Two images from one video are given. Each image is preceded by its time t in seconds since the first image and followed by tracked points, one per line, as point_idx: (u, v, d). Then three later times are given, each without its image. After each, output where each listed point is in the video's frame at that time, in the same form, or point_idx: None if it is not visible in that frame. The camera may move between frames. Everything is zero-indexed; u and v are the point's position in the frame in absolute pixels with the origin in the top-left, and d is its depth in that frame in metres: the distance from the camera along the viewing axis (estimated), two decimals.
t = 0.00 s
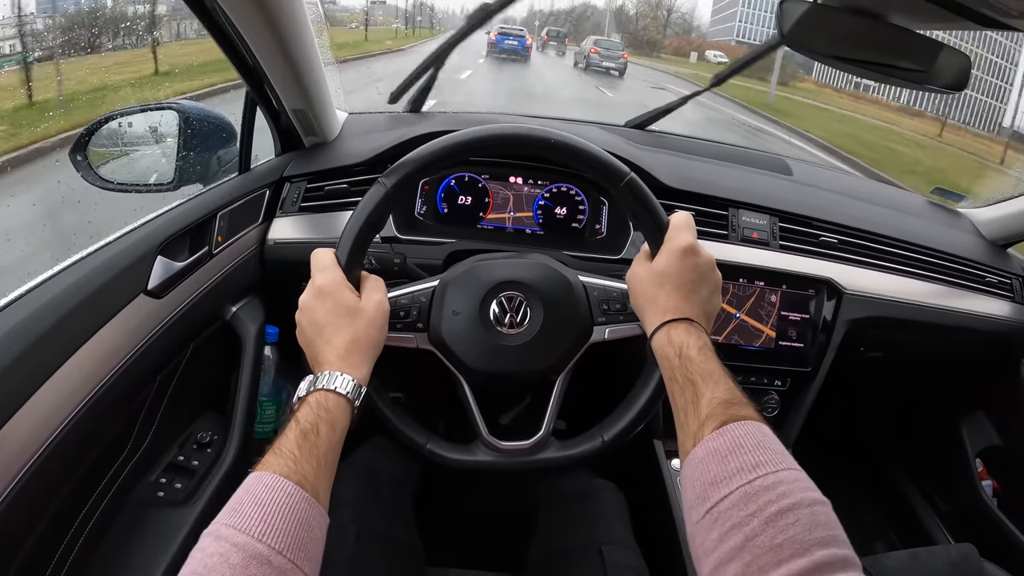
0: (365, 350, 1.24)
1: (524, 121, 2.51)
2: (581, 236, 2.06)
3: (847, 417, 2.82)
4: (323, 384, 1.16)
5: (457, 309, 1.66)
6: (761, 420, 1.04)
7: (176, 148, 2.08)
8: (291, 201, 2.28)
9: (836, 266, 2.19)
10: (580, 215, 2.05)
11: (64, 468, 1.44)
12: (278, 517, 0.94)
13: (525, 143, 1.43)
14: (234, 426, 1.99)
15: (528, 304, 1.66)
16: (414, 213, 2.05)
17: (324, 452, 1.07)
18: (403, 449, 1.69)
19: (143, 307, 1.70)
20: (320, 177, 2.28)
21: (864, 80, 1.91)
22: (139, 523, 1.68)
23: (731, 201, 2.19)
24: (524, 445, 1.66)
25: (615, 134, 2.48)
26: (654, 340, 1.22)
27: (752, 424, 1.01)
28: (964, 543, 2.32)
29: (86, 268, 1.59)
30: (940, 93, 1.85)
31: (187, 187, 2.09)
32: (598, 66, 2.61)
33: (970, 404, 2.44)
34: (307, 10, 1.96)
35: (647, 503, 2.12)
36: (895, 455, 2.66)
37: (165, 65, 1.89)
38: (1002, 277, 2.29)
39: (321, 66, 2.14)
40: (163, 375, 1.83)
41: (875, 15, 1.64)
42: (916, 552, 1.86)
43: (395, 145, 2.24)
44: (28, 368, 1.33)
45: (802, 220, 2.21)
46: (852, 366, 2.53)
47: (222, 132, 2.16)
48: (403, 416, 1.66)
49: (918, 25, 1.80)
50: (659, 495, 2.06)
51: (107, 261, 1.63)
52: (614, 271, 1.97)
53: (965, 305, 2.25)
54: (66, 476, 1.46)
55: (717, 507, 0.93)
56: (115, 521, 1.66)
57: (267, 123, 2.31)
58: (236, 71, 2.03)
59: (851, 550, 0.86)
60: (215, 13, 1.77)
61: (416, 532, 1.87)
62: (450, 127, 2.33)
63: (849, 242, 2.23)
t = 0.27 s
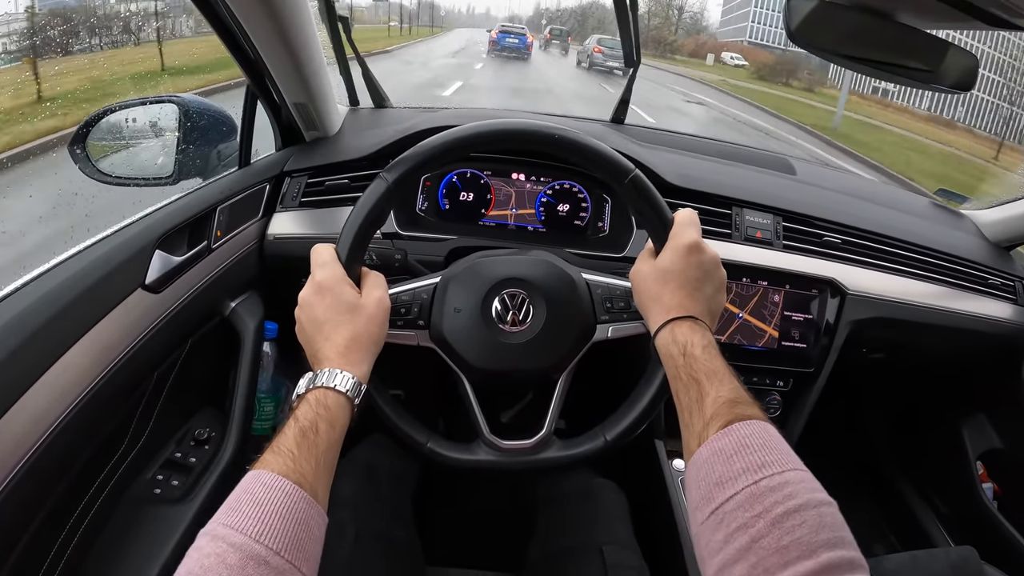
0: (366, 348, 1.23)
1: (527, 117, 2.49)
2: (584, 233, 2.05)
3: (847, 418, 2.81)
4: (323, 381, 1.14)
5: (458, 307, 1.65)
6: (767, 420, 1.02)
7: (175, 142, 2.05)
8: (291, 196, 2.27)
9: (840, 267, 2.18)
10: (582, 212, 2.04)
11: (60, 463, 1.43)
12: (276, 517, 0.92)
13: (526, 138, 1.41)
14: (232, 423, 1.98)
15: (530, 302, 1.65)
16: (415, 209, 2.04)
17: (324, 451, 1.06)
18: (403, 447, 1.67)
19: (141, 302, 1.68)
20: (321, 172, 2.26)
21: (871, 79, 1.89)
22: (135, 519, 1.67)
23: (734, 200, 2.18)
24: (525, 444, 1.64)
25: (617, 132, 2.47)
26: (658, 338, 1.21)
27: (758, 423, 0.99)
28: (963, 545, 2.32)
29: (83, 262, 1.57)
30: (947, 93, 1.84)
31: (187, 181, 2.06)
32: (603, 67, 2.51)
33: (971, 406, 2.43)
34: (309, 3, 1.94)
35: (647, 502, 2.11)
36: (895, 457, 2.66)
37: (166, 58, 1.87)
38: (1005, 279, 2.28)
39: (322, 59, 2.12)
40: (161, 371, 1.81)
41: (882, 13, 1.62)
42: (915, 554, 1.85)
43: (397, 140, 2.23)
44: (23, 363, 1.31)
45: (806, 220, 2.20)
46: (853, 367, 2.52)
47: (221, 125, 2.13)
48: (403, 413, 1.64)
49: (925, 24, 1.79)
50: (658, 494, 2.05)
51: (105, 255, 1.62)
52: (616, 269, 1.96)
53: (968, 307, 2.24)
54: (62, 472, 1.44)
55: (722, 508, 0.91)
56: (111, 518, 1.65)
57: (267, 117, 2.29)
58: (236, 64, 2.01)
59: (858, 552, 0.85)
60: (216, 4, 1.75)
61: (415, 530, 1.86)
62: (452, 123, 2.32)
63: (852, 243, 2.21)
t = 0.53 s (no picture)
0: (364, 348, 1.22)
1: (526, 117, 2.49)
2: (584, 234, 2.05)
3: (847, 419, 2.81)
4: (321, 382, 1.14)
5: (457, 307, 1.64)
6: (768, 420, 1.02)
7: (174, 141, 2.05)
8: (290, 195, 2.26)
9: (840, 268, 2.18)
10: (582, 213, 2.03)
11: (56, 464, 1.42)
12: (273, 518, 0.91)
13: (525, 138, 1.41)
14: (229, 423, 1.97)
15: (529, 302, 1.64)
16: (414, 209, 2.03)
17: (321, 452, 1.05)
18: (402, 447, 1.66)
19: (139, 301, 1.68)
20: (320, 172, 2.26)
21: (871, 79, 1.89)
22: (132, 520, 1.66)
23: (734, 200, 2.17)
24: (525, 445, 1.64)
25: (617, 132, 2.46)
26: (658, 338, 1.20)
27: (759, 423, 0.99)
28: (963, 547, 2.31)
29: (80, 261, 1.56)
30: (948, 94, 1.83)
31: (185, 180, 2.06)
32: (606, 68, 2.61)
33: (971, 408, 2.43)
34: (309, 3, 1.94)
35: (646, 503, 2.10)
36: (895, 458, 2.65)
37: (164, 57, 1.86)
38: (1005, 281, 2.28)
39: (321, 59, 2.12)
40: (158, 370, 1.80)
41: (884, 14, 1.61)
42: (915, 556, 1.85)
43: (396, 140, 2.23)
44: (18, 363, 1.31)
45: (806, 221, 2.19)
46: (853, 368, 2.52)
47: (220, 125, 2.13)
48: (401, 414, 1.63)
49: (926, 25, 1.78)
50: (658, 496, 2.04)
51: (102, 254, 1.61)
52: (615, 269, 1.95)
53: (968, 309, 2.23)
54: (59, 472, 1.43)
55: (723, 509, 0.91)
56: (107, 518, 1.64)
57: (266, 116, 2.29)
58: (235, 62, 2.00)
59: (859, 552, 0.85)
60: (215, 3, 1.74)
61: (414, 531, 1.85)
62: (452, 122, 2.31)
63: (852, 244, 2.21)
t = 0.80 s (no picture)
0: (365, 347, 1.22)
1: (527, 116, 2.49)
2: (583, 233, 2.05)
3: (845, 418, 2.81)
4: (322, 381, 1.14)
5: (458, 306, 1.65)
6: (768, 419, 1.02)
7: (175, 139, 2.05)
8: (290, 194, 2.27)
9: (839, 268, 2.18)
10: (582, 212, 2.04)
11: (58, 462, 1.42)
12: (274, 516, 0.92)
13: (526, 137, 1.41)
14: (230, 421, 1.97)
15: (530, 301, 1.65)
16: (415, 207, 2.03)
17: (323, 451, 1.06)
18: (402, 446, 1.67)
19: (140, 300, 1.68)
20: (320, 170, 2.26)
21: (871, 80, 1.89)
22: (133, 518, 1.67)
23: (734, 200, 2.18)
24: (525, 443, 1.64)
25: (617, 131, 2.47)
26: (659, 337, 1.21)
27: (759, 423, 0.99)
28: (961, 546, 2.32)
29: (82, 259, 1.57)
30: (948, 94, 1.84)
31: (186, 178, 2.06)
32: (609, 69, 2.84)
33: (970, 408, 2.43)
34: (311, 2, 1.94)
35: (645, 501, 2.11)
36: (893, 457, 2.66)
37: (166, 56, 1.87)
38: (1003, 281, 2.29)
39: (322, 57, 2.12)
40: (159, 368, 1.81)
41: (884, 14, 1.62)
42: (913, 555, 1.85)
43: (397, 138, 2.23)
44: (20, 361, 1.31)
45: (806, 220, 2.20)
46: (852, 367, 2.53)
47: (221, 123, 2.14)
48: (402, 412, 1.64)
49: (926, 26, 1.79)
50: (657, 494, 2.05)
51: (103, 253, 1.61)
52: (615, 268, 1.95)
53: (967, 309, 2.24)
54: (60, 470, 1.44)
55: (723, 507, 0.91)
56: (108, 516, 1.65)
57: (267, 115, 2.29)
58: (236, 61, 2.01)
59: (858, 551, 0.85)
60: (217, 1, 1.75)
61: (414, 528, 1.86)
62: (453, 121, 2.32)
63: (852, 244, 2.21)
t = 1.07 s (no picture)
0: (363, 346, 1.23)
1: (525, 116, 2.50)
2: (581, 233, 2.06)
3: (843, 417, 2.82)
4: (321, 381, 1.14)
5: (456, 306, 1.65)
6: (765, 417, 1.02)
7: (173, 139, 2.05)
8: (289, 193, 2.27)
9: (836, 268, 2.19)
10: (580, 212, 2.04)
11: (55, 461, 1.42)
12: (273, 516, 0.92)
13: (523, 137, 1.41)
14: (228, 421, 1.97)
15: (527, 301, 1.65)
16: (413, 207, 2.04)
17: (321, 450, 1.06)
18: (400, 444, 1.67)
19: (138, 299, 1.68)
20: (318, 170, 2.26)
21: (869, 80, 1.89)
22: (131, 517, 1.67)
23: (732, 200, 2.18)
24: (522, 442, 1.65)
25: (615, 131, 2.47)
26: (656, 335, 1.21)
27: (755, 420, 1.00)
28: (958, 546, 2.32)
29: (81, 259, 1.57)
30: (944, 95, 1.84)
31: (184, 177, 2.06)
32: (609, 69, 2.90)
33: (967, 408, 2.44)
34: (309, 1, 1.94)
35: (643, 500, 2.12)
36: (890, 457, 2.67)
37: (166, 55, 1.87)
38: (1000, 281, 2.29)
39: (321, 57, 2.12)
40: (157, 367, 1.81)
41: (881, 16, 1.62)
42: (910, 554, 1.85)
43: (396, 138, 2.23)
44: (19, 361, 1.31)
45: (803, 221, 2.20)
46: (849, 367, 2.54)
47: (219, 123, 2.13)
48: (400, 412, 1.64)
49: (923, 27, 1.80)
50: (654, 493, 2.05)
51: (101, 253, 1.61)
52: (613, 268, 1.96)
53: (964, 309, 2.24)
54: (58, 469, 1.44)
55: (720, 504, 0.92)
56: (106, 515, 1.65)
57: (265, 114, 2.30)
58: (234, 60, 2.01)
59: (854, 547, 0.85)
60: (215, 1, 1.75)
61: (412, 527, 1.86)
62: (452, 121, 2.32)
63: (849, 244, 2.22)
